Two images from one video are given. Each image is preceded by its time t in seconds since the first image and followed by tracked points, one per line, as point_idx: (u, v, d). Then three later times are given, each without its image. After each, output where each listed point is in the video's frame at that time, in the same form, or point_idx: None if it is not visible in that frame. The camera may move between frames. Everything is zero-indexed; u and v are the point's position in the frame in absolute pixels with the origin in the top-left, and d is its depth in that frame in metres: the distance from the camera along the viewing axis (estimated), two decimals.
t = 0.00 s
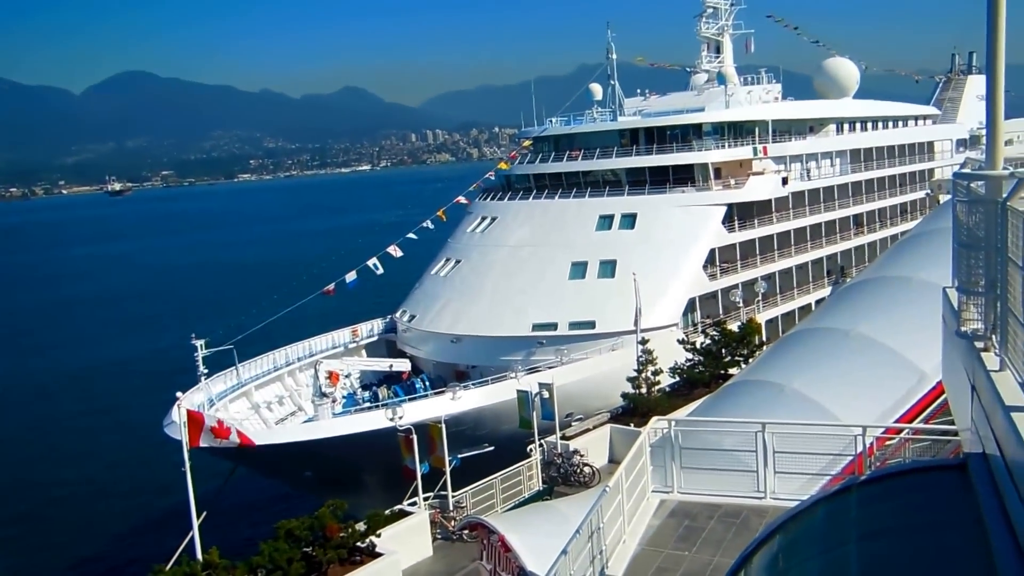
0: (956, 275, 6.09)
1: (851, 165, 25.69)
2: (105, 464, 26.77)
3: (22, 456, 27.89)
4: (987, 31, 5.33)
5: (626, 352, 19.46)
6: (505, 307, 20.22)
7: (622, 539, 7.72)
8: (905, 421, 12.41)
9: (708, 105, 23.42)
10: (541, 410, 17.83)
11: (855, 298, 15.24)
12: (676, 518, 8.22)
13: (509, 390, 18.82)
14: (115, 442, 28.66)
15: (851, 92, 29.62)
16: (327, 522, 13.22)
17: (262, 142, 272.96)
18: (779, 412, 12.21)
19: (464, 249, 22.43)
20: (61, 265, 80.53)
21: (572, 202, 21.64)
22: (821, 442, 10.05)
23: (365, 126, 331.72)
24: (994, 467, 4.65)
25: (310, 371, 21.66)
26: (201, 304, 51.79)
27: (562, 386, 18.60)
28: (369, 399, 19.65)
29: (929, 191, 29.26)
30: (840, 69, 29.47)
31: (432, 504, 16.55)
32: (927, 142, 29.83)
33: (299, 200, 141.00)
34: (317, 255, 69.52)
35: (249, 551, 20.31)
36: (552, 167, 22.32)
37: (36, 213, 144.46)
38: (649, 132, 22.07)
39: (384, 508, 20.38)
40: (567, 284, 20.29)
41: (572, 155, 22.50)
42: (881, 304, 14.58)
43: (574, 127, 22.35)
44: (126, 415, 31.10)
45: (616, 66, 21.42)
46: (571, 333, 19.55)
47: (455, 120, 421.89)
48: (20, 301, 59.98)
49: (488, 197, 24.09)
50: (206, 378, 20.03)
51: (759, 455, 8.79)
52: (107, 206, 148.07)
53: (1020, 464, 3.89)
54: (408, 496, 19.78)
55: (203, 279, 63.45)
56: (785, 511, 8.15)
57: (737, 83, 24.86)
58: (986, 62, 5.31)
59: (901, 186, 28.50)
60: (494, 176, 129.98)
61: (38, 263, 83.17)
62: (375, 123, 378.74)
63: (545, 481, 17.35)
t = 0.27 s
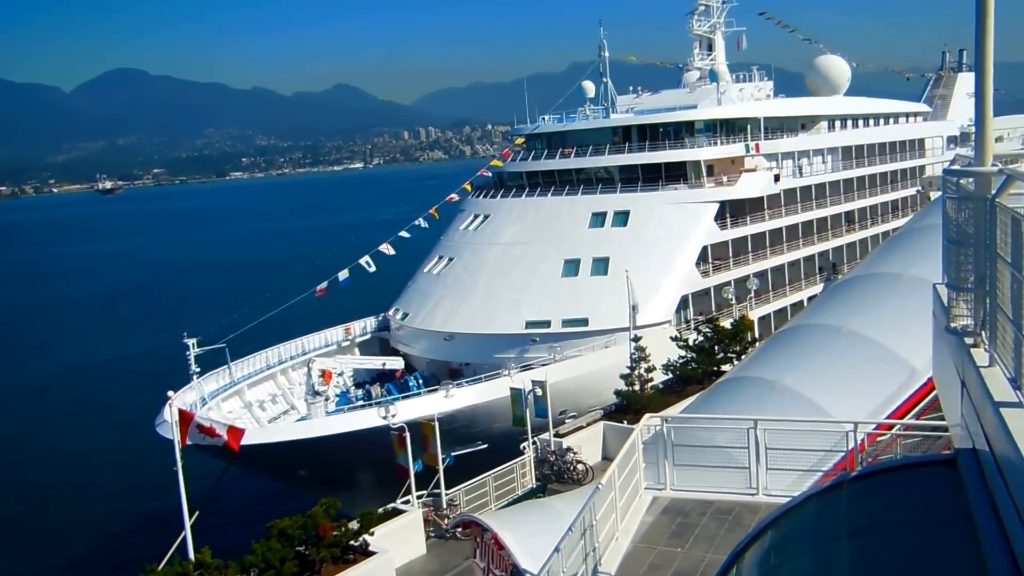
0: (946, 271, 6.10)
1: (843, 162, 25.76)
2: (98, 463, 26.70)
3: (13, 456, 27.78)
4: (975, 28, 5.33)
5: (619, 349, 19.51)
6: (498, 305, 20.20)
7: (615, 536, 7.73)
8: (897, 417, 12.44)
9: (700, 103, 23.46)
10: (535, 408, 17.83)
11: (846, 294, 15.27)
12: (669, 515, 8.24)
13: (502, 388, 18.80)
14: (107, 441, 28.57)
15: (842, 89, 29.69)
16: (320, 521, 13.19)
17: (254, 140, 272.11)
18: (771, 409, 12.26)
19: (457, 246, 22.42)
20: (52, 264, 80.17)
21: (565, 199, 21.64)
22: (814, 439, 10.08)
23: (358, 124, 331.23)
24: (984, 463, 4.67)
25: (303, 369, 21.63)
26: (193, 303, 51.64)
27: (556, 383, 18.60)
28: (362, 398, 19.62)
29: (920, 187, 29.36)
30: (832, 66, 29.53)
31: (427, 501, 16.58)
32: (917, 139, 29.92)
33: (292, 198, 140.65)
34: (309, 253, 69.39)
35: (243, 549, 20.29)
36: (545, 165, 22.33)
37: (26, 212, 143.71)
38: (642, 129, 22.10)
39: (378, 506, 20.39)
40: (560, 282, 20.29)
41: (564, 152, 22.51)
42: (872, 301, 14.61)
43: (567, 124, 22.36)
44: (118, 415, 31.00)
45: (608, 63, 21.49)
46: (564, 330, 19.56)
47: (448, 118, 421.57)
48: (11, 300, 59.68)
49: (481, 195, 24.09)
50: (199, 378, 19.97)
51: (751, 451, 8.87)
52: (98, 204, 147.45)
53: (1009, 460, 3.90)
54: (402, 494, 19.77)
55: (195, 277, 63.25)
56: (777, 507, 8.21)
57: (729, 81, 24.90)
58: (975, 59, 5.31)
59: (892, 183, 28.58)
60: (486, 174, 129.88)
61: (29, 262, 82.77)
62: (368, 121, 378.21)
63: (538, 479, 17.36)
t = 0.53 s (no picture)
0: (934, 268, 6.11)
1: (834, 160, 25.83)
2: (89, 463, 26.60)
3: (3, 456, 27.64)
4: (963, 25, 5.33)
5: (611, 347, 19.49)
6: (490, 303, 20.17)
7: (606, 534, 7.72)
8: (888, 413, 12.45)
9: (691, 101, 23.49)
10: (527, 406, 17.83)
11: (837, 292, 15.30)
12: (660, 513, 8.23)
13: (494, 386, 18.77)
14: (98, 441, 28.46)
15: (833, 87, 29.77)
16: (312, 520, 13.14)
17: (245, 138, 271.33)
18: (762, 406, 12.28)
19: (448, 244, 22.38)
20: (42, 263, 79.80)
21: (557, 197, 21.63)
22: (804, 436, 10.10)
23: (349, 122, 330.93)
24: (973, 459, 4.66)
25: (293, 368, 21.55)
26: (184, 302, 51.48)
27: (547, 381, 18.58)
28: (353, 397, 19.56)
29: (911, 185, 29.47)
30: (822, 64, 29.60)
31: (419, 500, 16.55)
32: (908, 137, 30.02)
33: (283, 197, 140.31)
34: (301, 251, 69.22)
35: (234, 550, 20.22)
36: (537, 163, 22.32)
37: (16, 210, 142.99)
38: (633, 127, 22.13)
39: (369, 504, 20.34)
40: (551, 280, 20.27)
41: (556, 150, 22.51)
42: (864, 297, 14.65)
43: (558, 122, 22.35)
44: (108, 415, 30.87)
45: (599, 61, 21.51)
46: (556, 328, 19.54)
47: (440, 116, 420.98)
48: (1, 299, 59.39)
49: (473, 193, 24.07)
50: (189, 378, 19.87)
51: (742, 448, 8.89)
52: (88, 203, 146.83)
53: (997, 457, 3.89)
54: (394, 493, 19.73)
55: (186, 276, 63.04)
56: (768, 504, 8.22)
57: (720, 79, 24.95)
58: (963, 56, 5.31)
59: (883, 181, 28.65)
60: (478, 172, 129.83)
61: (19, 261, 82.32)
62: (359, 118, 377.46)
63: (531, 477, 17.36)
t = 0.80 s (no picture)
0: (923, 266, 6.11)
1: (824, 158, 25.88)
2: (78, 464, 26.47)
3: None
4: (951, 22, 5.33)
5: (601, 345, 19.47)
6: (480, 302, 20.12)
7: (596, 533, 7.69)
8: (878, 411, 12.47)
9: (681, 99, 23.51)
10: (517, 405, 17.79)
11: (827, 290, 15.32)
12: (650, 512, 8.21)
13: (485, 385, 18.72)
14: (87, 441, 28.31)
15: (823, 86, 29.83)
16: (301, 520, 13.06)
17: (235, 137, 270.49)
18: (751, 405, 12.30)
19: (439, 243, 22.33)
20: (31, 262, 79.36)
21: (547, 196, 21.61)
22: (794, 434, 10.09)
23: (340, 120, 330.25)
24: (961, 457, 4.66)
25: (283, 367, 21.47)
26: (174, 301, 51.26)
27: (538, 380, 18.55)
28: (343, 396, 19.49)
29: (900, 183, 29.56)
30: (813, 62, 29.66)
31: (409, 499, 16.50)
32: (898, 135, 30.12)
33: (274, 195, 139.88)
34: (291, 250, 69.02)
35: (224, 551, 20.12)
36: (527, 161, 22.30)
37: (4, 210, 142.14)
38: (623, 126, 22.16)
39: (360, 503, 20.28)
40: (542, 278, 20.24)
41: (546, 149, 22.48)
42: (853, 295, 14.67)
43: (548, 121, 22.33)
44: (97, 414, 30.71)
45: (589, 59, 21.53)
46: (547, 327, 19.51)
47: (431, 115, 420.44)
48: None
49: (463, 191, 24.03)
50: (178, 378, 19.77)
51: (733, 446, 8.88)
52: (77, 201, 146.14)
53: (985, 455, 3.88)
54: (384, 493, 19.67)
55: (176, 275, 62.78)
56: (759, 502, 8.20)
57: (710, 77, 24.98)
58: (950, 54, 5.31)
59: (873, 179, 28.74)
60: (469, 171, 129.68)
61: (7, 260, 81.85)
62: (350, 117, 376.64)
63: (521, 476, 17.33)
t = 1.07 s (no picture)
0: (911, 265, 6.13)
1: (813, 157, 25.97)
2: (66, 464, 26.33)
3: None
4: (939, 21, 5.34)
5: (592, 344, 19.47)
6: (470, 301, 20.10)
7: (587, 532, 7.70)
8: (867, 409, 12.52)
9: (671, 99, 23.58)
10: (507, 404, 17.76)
11: (817, 288, 15.36)
12: (641, 511, 8.21)
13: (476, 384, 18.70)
14: (74, 441, 28.15)
15: (811, 85, 29.96)
16: (291, 520, 13.00)
17: (224, 136, 269.42)
18: (741, 403, 12.34)
19: (429, 242, 22.30)
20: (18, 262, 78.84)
21: (538, 195, 21.61)
22: (784, 432, 10.12)
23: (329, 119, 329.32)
24: (950, 455, 4.67)
25: (273, 367, 21.40)
26: (162, 301, 51.01)
27: (528, 380, 18.55)
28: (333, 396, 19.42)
29: (889, 182, 29.70)
30: (801, 61, 29.77)
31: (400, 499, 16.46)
32: (886, 135, 30.24)
33: (263, 195, 139.41)
34: (281, 250, 68.83)
35: (214, 551, 20.03)
36: (517, 160, 22.32)
37: None
38: (613, 125, 22.20)
39: (350, 502, 20.23)
40: (532, 277, 20.24)
41: (536, 148, 22.48)
42: (843, 294, 14.73)
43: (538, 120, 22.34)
44: (85, 415, 30.57)
45: (579, 58, 21.54)
46: (537, 326, 19.50)
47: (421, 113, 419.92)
48: None
49: (453, 191, 24.01)
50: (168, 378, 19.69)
51: (723, 446, 8.90)
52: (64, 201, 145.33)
53: (975, 453, 3.89)
54: (374, 493, 19.62)
55: (164, 275, 62.50)
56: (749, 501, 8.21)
57: (700, 76, 25.04)
58: (940, 53, 5.32)
59: (862, 178, 28.86)
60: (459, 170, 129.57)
61: None
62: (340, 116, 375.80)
63: (512, 475, 17.30)
